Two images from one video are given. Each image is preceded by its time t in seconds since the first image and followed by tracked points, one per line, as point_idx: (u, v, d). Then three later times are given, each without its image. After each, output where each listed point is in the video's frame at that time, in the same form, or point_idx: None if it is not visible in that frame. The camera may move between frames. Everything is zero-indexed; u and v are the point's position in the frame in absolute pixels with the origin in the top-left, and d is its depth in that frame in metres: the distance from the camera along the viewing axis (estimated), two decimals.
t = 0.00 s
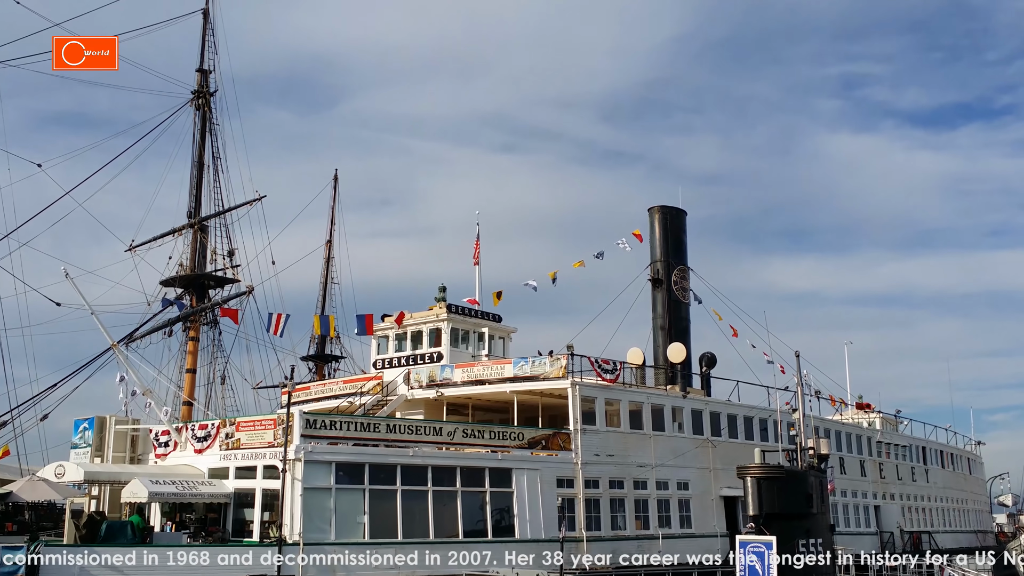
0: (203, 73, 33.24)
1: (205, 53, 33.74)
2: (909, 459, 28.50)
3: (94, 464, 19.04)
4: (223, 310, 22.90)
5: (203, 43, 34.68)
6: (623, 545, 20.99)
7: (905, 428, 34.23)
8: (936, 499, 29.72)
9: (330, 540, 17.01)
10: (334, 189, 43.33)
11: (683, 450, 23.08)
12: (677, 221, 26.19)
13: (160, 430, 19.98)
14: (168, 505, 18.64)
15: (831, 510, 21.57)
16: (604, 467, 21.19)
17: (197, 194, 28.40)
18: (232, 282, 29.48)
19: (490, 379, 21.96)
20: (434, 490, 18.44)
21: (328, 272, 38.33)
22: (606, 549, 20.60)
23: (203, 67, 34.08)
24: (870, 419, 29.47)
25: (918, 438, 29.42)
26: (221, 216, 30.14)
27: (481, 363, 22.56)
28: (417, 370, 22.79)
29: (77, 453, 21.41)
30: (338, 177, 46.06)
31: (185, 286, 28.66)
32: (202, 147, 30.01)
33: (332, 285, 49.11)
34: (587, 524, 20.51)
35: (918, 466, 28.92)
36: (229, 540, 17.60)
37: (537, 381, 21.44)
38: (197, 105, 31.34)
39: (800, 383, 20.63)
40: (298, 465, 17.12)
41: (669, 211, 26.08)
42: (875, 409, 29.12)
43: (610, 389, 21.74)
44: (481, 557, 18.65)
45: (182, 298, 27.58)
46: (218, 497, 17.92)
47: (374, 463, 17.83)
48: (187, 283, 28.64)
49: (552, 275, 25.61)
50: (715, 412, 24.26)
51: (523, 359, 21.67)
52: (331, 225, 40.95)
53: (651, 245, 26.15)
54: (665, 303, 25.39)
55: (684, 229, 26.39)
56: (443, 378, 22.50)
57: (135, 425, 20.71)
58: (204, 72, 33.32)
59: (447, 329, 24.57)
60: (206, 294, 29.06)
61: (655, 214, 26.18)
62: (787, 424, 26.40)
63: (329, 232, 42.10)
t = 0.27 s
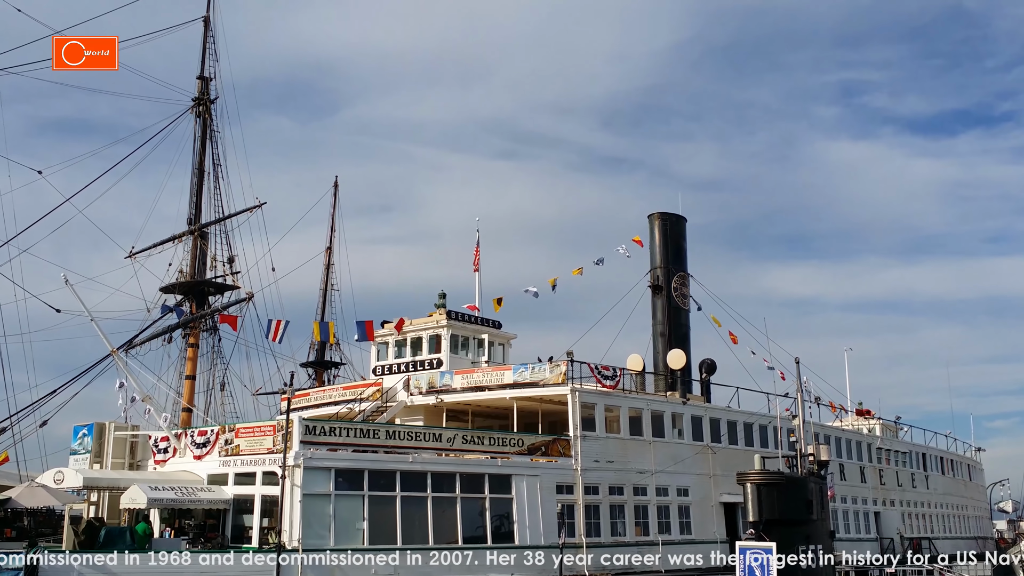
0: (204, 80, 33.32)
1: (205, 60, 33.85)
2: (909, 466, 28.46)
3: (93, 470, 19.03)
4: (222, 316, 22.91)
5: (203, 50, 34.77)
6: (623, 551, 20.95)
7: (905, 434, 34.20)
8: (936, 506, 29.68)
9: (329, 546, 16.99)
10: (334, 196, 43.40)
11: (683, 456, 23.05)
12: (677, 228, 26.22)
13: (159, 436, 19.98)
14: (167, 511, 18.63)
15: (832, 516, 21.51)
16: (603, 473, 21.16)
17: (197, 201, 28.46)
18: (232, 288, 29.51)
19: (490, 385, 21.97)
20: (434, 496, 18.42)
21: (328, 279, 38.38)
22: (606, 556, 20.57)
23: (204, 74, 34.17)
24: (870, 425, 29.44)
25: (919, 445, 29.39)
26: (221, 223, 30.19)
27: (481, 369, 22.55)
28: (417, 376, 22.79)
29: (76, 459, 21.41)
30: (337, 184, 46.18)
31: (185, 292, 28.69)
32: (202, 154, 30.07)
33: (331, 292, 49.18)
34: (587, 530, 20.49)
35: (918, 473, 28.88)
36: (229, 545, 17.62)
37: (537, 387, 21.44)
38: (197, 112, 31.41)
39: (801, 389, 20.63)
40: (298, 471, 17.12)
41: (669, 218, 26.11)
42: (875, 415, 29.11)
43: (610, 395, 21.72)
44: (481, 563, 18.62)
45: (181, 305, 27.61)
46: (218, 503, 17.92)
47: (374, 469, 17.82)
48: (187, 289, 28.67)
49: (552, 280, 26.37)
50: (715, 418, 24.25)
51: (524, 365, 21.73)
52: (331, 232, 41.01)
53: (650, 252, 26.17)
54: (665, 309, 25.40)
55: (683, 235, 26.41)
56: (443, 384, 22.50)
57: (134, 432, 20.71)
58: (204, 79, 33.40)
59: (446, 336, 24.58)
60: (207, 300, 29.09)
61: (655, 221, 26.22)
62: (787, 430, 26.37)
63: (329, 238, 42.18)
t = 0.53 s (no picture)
0: (200, 79, 33.25)
1: (202, 59, 33.77)
2: (906, 465, 28.46)
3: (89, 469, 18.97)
4: (218, 315, 22.85)
5: (200, 49, 34.71)
6: (620, 550, 20.93)
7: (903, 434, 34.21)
8: (933, 505, 29.69)
9: (326, 546, 16.95)
10: (331, 195, 43.35)
11: (680, 456, 23.03)
12: (674, 227, 26.19)
13: (156, 435, 19.92)
14: (163, 510, 18.57)
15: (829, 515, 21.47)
16: (600, 472, 21.12)
17: (193, 199, 28.39)
18: (229, 287, 29.44)
19: (487, 385, 21.93)
20: (431, 495, 18.38)
21: (324, 278, 38.31)
22: (603, 555, 20.54)
23: (200, 73, 34.11)
24: (867, 425, 29.43)
25: (916, 444, 29.40)
26: (217, 222, 30.11)
27: (478, 368, 22.50)
28: (414, 375, 22.74)
29: (72, 458, 21.33)
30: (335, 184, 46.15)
31: (181, 291, 28.61)
32: (198, 152, 30.00)
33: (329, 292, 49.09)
34: (584, 530, 20.47)
35: (915, 472, 28.88)
36: (225, 545, 17.58)
37: (534, 386, 21.39)
38: (193, 111, 31.33)
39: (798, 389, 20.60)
40: (294, 470, 17.07)
41: (666, 218, 26.08)
42: (872, 415, 29.10)
43: (607, 395, 21.68)
44: (478, 562, 18.59)
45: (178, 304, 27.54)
46: (214, 502, 17.87)
47: (371, 468, 17.77)
48: (183, 288, 28.59)
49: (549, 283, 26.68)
50: (712, 417, 24.23)
51: (520, 364, 21.63)
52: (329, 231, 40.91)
53: (648, 251, 26.14)
54: (662, 309, 25.37)
55: (680, 235, 26.39)
56: (440, 384, 22.47)
57: (131, 431, 20.65)
58: (201, 78, 33.32)
59: (443, 335, 24.53)
60: (203, 299, 29.01)
61: (652, 220, 26.18)
62: (784, 430, 26.35)
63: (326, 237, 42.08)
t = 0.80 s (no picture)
0: (199, 70, 33.33)
1: (201, 49, 33.81)
2: (901, 454, 28.72)
3: (92, 457, 19.18)
4: (219, 305, 23.02)
5: (199, 40, 34.78)
6: (617, 538, 21.16)
7: (897, 423, 34.48)
8: (928, 493, 29.96)
9: (327, 533, 17.16)
10: (330, 186, 43.46)
11: (677, 444, 23.25)
12: (672, 218, 26.34)
13: (158, 423, 20.12)
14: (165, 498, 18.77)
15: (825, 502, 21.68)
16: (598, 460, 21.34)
17: (194, 190, 28.52)
18: (229, 277, 29.59)
19: (485, 374, 22.14)
20: (430, 483, 18.58)
21: (324, 268, 38.49)
22: (601, 542, 20.77)
23: (199, 63, 34.18)
24: (862, 414, 29.67)
25: (911, 433, 29.64)
26: (217, 212, 30.25)
27: (477, 357, 22.69)
28: (413, 364, 22.93)
29: (74, 446, 21.53)
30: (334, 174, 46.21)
31: (181, 281, 28.77)
32: (198, 143, 30.11)
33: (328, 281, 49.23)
34: (582, 517, 20.70)
35: (910, 461, 29.13)
36: (227, 532, 17.80)
37: (533, 375, 21.55)
38: (193, 102, 31.42)
39: (794, 378, 20.79)
40: (295, 458, 17.26)
41: (663, 208, 26.23)
42: (867, 404, 29.34)
43: (605, 383, 21.87)
44: (477, 549, 18.81)
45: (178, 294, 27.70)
46: (216, 490, 18.07)
47: (371, 456, 17.95)
48: (184, 278, 28.74)
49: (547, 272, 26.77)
50: (708, 406, 24.45)
51: (518, 353, 21.76)
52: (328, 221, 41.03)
53: (645, 242, 26.29)
54: (660, 299, 25.55)
55: (678, 225, 26.54)
56: (439, 373, 22.66)
57: (133, 419, 20.85)
58: (200, 68, 33.40)
59: (443, 324, 24.72)
60: (203, 289, 29.18)
61: (649, 211, 26.33)
62: (780, 418, 26.57)
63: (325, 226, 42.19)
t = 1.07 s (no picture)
0: (198, 57, 33.10)
1: (200, 36, 33.57)
2: (903, 442, 28.62)
3: (91, 445, 19.10)
4: (218, 293, 22.90)
5: (198, 27, 34.54)
6: (618, 526, 21.08)
7: (899, 412, 34.37)
8: (929, 482, 29.89)
9: (327, 521, 17.09)
10: (330, 173, 43.28)
11: (678, 432, 23.18)
12: (673, 206, 26.19)
13: (156, 412, 20.04)
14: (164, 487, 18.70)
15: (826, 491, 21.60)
16: (599, 449, 21.27)
17: (192, 177, 28.35)
18: (228, 265, 29.47)
19: (486, 362, 22.02)
20: (431, 472, 18.52)
21: (324, 256, 38.35)
22: (601, 531, 20.70)
23: (198, 50, 33.95)
24: (864, 402, 29.58)
25: (913, 422, 29.55)
26: (216, 199, 30.08)
27: (478, 346, 22.58)
28: (413, 353, 22.83)
29: (73, 435, 21.42)
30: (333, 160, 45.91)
31: (180, 269, 28.64)
32: (196, 130, 29.91)
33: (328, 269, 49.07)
34: (583, 506, 20.63)
35: (912, 449, 29.04)
36: (226, 520, 17.74)
37: (533, 364, 21.50)
38: (191, 89, 31.21)
39: (796, 366, 20.69)
40: (295, 447, 17.19)
41: (665, 196, 26.07)
42: (869, 392, 29.24)
43: (606, 372, 21.78)
44: (478, 537, 18.75)
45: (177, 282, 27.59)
46: (215, 479, 18.00)
47: (371, 445, 17.88)
48: (183, 266, 28.61)
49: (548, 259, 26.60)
50: (710, 394, 24.35)
51: (519, 342, 21.64)
52: (328, 209, 40.86)
53: (647, 230, 26.14)
54: (661, 287, 25.42)
55: (679, 213, 26.39)
56: (439, 361, 22.55)
57: (132, 407, 20.76)
58: (199, 55, 33.17)
59: (443, 313, 24.60)
60: (202, 277, 29.06)
61: (651, 198, 26.16)
62: (781, 407, 26.48)
63: (325, 214, 42.02)
